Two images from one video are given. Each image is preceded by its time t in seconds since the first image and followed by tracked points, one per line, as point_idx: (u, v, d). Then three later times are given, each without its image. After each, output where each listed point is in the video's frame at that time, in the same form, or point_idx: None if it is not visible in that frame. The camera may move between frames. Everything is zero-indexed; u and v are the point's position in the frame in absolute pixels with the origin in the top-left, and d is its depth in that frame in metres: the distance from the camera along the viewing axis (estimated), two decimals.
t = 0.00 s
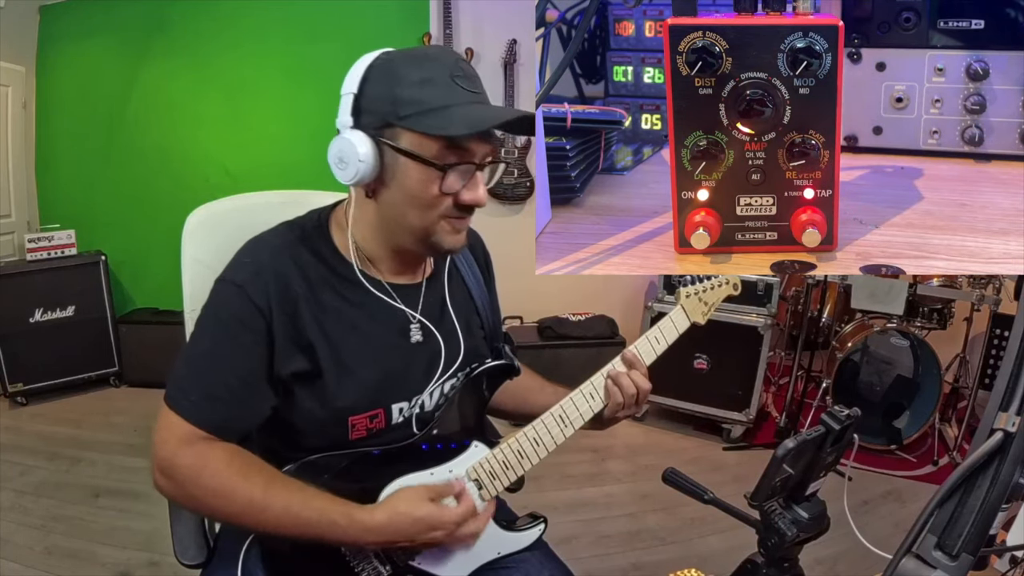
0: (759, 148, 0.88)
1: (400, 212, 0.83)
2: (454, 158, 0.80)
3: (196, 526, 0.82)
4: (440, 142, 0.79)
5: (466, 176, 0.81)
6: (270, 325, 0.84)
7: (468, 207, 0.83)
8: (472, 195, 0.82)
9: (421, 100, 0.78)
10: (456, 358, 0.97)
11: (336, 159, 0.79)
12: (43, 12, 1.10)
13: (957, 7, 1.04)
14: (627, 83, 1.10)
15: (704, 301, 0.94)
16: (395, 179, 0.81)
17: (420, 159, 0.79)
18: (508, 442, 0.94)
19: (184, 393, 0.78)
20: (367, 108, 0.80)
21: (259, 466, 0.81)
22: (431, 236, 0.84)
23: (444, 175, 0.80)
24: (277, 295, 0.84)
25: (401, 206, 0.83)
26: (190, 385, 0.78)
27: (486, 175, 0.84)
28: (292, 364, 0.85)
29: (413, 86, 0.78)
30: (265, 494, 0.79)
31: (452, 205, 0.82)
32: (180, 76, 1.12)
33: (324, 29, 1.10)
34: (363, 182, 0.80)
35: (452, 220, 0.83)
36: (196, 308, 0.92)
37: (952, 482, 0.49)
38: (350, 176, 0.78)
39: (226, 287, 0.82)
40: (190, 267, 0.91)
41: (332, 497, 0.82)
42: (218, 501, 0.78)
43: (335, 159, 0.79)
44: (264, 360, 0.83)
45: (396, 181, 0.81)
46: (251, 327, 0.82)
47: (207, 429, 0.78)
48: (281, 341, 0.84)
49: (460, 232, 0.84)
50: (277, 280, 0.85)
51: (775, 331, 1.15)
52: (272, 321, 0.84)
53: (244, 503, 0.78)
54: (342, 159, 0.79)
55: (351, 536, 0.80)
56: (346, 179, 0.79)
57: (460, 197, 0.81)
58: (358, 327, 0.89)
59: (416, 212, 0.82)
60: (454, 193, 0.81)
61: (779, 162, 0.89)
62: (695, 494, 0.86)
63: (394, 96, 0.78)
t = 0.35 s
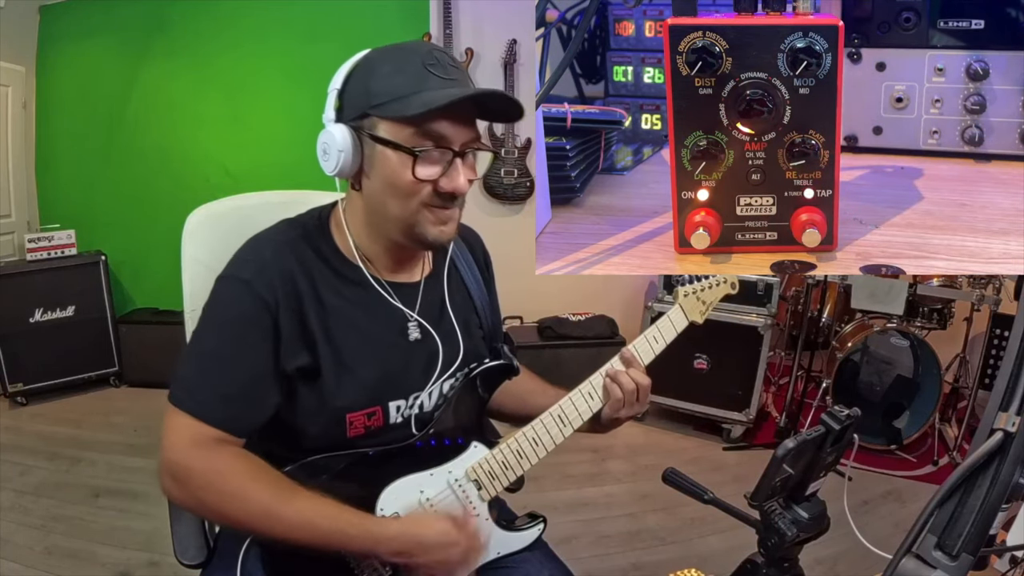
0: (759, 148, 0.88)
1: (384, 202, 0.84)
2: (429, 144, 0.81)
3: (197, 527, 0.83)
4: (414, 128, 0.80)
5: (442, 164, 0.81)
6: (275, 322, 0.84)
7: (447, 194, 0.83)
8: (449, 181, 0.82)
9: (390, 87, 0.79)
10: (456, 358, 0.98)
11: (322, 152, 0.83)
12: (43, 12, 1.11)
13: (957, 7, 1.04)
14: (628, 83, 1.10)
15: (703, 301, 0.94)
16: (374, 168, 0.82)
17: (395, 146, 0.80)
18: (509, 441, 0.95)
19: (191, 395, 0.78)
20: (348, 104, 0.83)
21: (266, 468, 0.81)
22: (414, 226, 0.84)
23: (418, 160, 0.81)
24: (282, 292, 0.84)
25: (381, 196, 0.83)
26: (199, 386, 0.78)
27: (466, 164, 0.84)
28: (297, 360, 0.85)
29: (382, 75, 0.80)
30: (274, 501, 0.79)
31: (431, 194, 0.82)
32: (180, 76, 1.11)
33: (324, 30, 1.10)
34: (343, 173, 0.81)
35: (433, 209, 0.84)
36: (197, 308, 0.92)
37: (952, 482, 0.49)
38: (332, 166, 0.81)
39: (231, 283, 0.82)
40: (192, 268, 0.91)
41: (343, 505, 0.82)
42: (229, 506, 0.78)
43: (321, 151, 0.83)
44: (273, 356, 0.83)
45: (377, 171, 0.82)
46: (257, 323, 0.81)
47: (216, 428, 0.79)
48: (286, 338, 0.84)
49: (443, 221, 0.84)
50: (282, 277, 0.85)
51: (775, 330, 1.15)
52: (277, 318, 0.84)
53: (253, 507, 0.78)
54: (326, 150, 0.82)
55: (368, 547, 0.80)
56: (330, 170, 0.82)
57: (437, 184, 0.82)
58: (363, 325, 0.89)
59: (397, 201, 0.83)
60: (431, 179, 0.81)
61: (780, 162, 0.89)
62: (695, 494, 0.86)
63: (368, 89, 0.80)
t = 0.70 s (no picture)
0: (759, 148, 0.88)
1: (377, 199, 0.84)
2: (419, 139, 0.81)
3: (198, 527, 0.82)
4: (404, 124, 0.81)
5: (433, 160, 0.82)
6: (279, 322, 0.84)
7: (437, 189, 0.83)
8: (439, 177, 0.82)
9: (381, 84, 0.80)
10: (456, 357, 0.98)
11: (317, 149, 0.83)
12: (43, 12, 1.11)
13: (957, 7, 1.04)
14: (628, 83, 1.10)
15: (702, 301, 0.93)
16: (368, 164, 0.82)
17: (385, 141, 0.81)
18: (508, 440, 0.95)
19: (196, 397, 0.77)
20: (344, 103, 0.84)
21: (272, 470, 0.81)
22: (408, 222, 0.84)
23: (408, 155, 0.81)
24: (283, 292, 0.85)
25: (374, 192, 0.83)
26: (207, 390, 0.77)
27: (458, 160, 0.84)
28: (303, 359, 0.86)
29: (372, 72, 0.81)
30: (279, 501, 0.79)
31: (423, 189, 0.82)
32: (181, 76, 1.11)
33: (324, 30, 1.10)
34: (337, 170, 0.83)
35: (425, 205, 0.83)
36: (197, 308, 0.92)
37: (952, 483, 0.49)
38: (327, 163, 0.82)
39: (233, 287, 0.82)
40: (192, 268, 0.91)
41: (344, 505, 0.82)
42: (232, 510, 0.78)
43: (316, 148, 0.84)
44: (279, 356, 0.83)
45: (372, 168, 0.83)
46: (262, 323, 0.82)
47: (217, 431, 0.78)
48: (291, 339, 0.84)
49: (436, 216, 0.84)
50: (283, 279, 0.85)
51: (775, 330, 1.15)
52: (281, 319, 0.84)
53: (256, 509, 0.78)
54: (321, 147, 0.82)
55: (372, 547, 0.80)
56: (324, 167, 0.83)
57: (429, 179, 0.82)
58: (364, 326, 0.90)
59: (389, 196, 0.83)
60: (422, 174, 0.81)
61: (779, 162, 0.89)
62: (695, 494, 0.86)
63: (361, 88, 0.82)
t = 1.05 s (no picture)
0: (759, 148, 0.88)
1: (354, 193, 0.88)
2: (385, 128, 0.85)
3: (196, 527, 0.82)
4: (368, 115, 0.85)
5: (395, 145, 0.85)
6: (274, 324, 0.84)
7: (405, 176, 0.85)
8: (404, 164, 0.85)
9: (342, 80, 0.83)
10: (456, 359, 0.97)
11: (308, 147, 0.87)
12: (43, 12, 1.11)
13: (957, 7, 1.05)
14: (627, 84, 1.12)
15: (706, 300, 0.94)
16: (342, 159, 0.87)
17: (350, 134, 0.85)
18: (508, 441, 0.95)
19: (187, 397, 0.77)
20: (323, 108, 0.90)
21: (271, 468, 0.82)
22: (383, 211, 0.87)
23: (370, 144, 0.84)
24: (281, 292, 0.85)
25: (351, 187, 0.88)
26: (196, 387, 0.77)
27: (425, 145, 0.86)
28: (298, 361, 0.86)
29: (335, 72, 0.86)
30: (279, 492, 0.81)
31: (391, 176, 0.85)
32: (180, 76, 1.11)
33: (323, 29, 1.09)
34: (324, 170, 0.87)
35: (398, 191, 0.86)
36: (197, 308, 0.92)
37: (953, 483, 0.49)
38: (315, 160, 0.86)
39: (231, 286, 0.82)
40: (192, 267, 0.92)
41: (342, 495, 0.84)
42: (233, 506, 0.79)
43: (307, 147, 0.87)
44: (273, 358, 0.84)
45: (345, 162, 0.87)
46: (256, 324, 0.82)
47: (209, 429, 0.78)
48: (285, 339, 0.84)
49: (410, 204, 0.86)
50: (282, 278, 0.85)
51: (775, 331, 1.14)
52: (276, 321, 0.84)
53: (257, 503, 0.79)
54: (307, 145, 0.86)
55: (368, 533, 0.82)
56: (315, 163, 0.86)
57: (395, 166, 0.85)
58: (363, 327, 0.90)
59: (362, 187, 0.87)
60: (388, 163, 0.85)
61: (780, 162, 0.89)
62: (695, 494, 0.86)
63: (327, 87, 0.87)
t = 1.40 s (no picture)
0: (759, 148, 0.88)
1: (351, 198, 0.88)
2: (377, 135, 0.85)
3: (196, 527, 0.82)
4: (363, 120, 0.85)
5: (387, 153, 0.85)
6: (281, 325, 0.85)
7: (398, 183, 0.85)
8: (397, 171, 0.85)
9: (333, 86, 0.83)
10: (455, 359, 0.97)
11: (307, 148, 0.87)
12: (43, 12, 1.11)
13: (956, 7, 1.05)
14: (627, 84, 1.12)
15: (704, 301, 0.94)
16: (338, 163, 0.88)
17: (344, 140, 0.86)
18: (508, 441, 0.95)
19: (190, 399, 0.78)
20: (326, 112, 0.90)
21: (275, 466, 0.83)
22: (378, 216, 0.87)
23: (362, 151, 0.85)
24: (285, 292, 0.85)
25: (348, 191, 0.88)
26: (199, 390, 0.78)
27: (419, 152, 0.86)
28: (304, 364, 0.86)
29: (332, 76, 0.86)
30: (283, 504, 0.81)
31: (384, 182, 0.86)
32: (180, 76, 1.10)
33: (324, 29, 1.09)
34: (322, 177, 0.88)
35: (390, 198, 0.86)
36: (197, 307, 0.92)
37: (953, 483, 0.49)
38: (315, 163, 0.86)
39: (233, 285, 0.82)
40: (191, 267, 0.91)
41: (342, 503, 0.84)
42: (237, 505, 0.80)
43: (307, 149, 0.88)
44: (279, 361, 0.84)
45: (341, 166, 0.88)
46: (261, 327, 0.82)
47: (212, 432, 0.78)
48: (293, 341, 0.85)
49: (405, 211, 0.87)
50: (286, 277, 0.86)
51: (775, 330, 1.15)
52: (282, 321, 0.84)
53: (263, 503, 0.80)
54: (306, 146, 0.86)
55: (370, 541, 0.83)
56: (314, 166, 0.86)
57: (389, 173, 0.85)
58: (365, 328, 0.90)
59: (357, 192, 0.87)
60: (382, 169, 0.85)
61: (780, 162, 0.89)
62: (694, 494, 0.86)
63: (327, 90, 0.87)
